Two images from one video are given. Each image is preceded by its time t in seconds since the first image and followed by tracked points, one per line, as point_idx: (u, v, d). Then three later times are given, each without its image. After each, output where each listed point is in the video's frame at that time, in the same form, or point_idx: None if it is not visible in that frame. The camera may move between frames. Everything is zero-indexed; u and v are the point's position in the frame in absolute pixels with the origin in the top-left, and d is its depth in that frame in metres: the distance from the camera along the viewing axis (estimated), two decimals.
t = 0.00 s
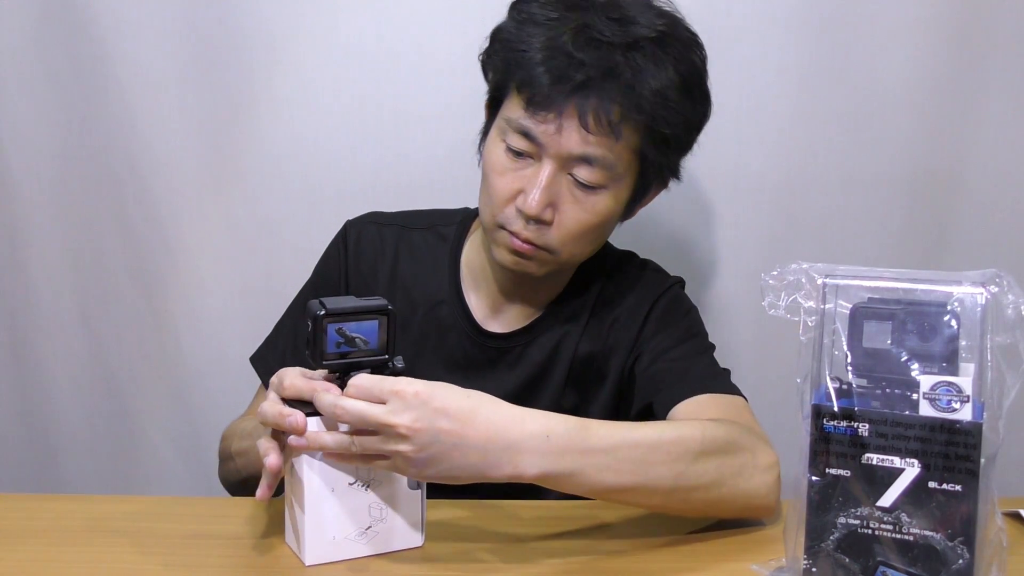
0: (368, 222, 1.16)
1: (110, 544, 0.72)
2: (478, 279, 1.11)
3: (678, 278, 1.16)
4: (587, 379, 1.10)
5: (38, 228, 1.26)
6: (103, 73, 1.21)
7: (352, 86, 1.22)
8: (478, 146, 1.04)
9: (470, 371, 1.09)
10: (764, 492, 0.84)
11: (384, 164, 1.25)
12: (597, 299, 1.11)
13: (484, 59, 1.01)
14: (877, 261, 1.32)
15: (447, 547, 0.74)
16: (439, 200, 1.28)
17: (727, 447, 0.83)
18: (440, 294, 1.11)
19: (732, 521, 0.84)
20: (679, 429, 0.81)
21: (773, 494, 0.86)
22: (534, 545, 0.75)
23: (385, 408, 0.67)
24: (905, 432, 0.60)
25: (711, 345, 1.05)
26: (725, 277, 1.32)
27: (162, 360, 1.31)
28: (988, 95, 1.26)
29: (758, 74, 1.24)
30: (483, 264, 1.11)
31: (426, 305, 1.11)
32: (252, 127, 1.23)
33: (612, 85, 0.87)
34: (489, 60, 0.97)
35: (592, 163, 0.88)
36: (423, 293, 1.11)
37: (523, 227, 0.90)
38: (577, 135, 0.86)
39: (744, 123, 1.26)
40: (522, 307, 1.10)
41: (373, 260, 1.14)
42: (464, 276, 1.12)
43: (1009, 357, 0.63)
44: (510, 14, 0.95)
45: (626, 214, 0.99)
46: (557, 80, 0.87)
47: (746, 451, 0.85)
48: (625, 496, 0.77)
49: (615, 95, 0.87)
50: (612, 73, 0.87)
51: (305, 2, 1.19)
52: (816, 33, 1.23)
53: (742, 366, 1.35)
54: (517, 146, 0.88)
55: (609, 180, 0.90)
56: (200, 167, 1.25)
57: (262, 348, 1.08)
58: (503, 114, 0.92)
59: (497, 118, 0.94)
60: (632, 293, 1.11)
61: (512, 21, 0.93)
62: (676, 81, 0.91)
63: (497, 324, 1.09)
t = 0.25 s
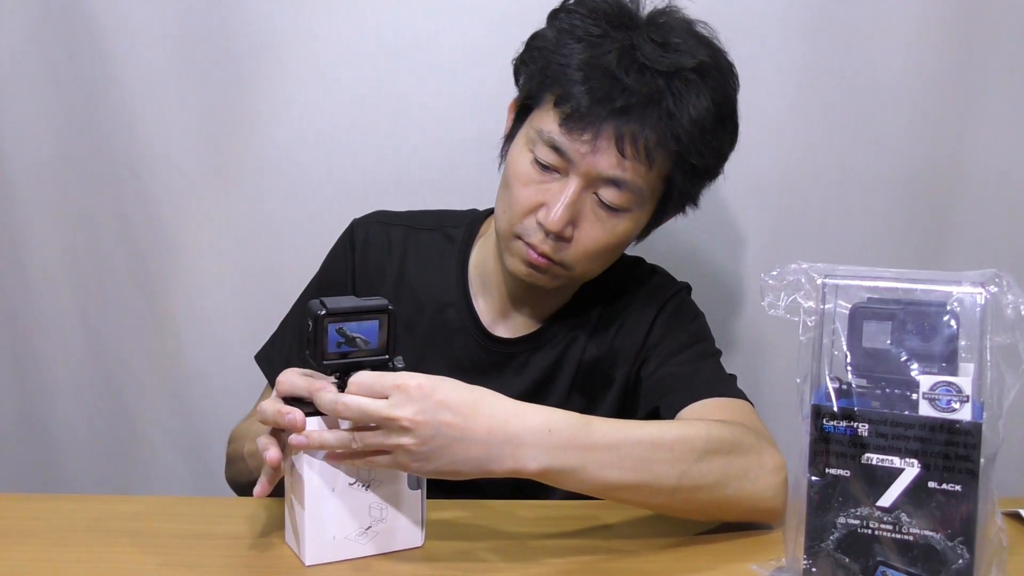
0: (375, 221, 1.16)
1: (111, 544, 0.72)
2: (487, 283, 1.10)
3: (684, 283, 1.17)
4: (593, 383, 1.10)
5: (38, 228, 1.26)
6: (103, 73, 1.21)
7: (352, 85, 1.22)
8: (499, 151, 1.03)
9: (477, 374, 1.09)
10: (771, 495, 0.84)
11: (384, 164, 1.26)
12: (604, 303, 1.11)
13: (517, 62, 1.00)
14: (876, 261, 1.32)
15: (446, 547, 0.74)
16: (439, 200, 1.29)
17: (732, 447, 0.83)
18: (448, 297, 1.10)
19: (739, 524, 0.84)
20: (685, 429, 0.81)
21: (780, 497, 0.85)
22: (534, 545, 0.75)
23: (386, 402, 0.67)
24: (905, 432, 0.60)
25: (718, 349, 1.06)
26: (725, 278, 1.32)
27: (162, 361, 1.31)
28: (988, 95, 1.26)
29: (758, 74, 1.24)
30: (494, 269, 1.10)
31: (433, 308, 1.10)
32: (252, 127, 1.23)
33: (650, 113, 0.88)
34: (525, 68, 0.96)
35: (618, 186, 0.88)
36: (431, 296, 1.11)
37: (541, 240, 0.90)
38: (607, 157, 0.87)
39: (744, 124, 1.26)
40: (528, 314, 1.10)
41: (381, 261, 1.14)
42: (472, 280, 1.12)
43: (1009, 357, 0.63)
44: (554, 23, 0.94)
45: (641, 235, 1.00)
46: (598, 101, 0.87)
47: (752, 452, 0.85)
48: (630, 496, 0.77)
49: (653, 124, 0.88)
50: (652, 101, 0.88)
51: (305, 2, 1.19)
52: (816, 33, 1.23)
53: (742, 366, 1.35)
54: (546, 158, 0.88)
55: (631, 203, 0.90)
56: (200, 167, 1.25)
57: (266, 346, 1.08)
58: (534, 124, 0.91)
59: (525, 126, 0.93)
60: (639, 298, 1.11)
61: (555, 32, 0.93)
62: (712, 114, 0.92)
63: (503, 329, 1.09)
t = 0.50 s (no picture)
0: (377, 222, 1.17)
1: (112, 544, 0.72)
2: (491, 286, 1.10)
3: (687, 288, 1.17)
4: (595, 386, 1.10)
5: (37, 227, 1.26)
6: (103, 73, 1.21)
7: (352, 84, 1.22)
8: (508, 154, 1.03)
9: (478, 377, 1.09)
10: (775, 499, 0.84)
11: (384, 164, 1.26)
12: (607, 307, 1.11)
13: (531, 66, 0.99)
14: (877, 261, 1.32)
15: (446, 546, 0.74)
16: (440, 200, 1.29)
17: (734, 452, 0.83)
18: (450, 299, 1.10)
19: (742, 529, 0.84)
20: (686, 432, 0.81)
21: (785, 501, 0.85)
22: (534, 545, 0.75)
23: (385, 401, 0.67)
24: (905, 432, 0.60)
25: (721, 354, 1.06)
26: (726, 278, 1.32)
27: (162, 360, 1.31)
28: (988, 95, 1.26)
29: (758, 74, 1.24)
30: (499, 272, 1.10)
31: (435, 310, 1.11)
32: (252, 126, 1.23)
33: (663, 128, 0.87)
34: (540, 73, 0.96)
35: (625, 199, 0.88)
36: (433, 297, 1.11)
37: (546, 249, 0.90)
38: (617, 170, 0.86)
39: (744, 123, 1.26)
40: (529, 317, 1.10)
41: (383, 261, 1.14)
42: (475, 282, 1.12)
43: (1009, 357, 0.63)
44: (570, 30, 0.94)
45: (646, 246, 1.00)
46: (612, 113, 0.86)
47: (755, 457, 0.85)
48: (631, 498, 0.77)
49: (665, 139, 0.87)
50: (666, 116, 0.87)
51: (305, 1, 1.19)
52: (816, 32, 1.23)
53: (742, 365, 1.35)
54: (554, 167, 0.88)
55: (638, 216, 0.90)
56: (200, 166, 1.25)
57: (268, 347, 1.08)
58: (544, 131, 0.91)
59: (535, 132, 0.93)
60: (641, 302, 1.11)
61: (573, 40, 0.92)
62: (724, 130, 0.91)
63: (504, 332, 1.09)
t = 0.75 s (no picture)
0: (377, 222, 1.17)
1: (112, 544, 0.72)
2: (490, 287, 1.10)
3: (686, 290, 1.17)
4: (593, 388, 1.11)
5: (37, 228, 1.26)
6: (103, 72, 1.21)
7: (352, 85, 1.22)
8: (509, 155, 1.02)
9: (477, 378, 1.09)
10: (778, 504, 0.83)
11: (384, 164, 1.25)
12: (607, 310, 1.11)
13: (532, 66, 0.99)
14: (877, 261, 1.32)
15: (446, 547, 0.74)
16: (439, 199, 1.28)
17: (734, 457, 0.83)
18: (449, 299, 1.10)
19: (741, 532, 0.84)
20: (685, 436, 0.81)
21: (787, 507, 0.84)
22: (534, 546, 0.75)
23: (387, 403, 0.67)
24: (905, 432, 0.60)
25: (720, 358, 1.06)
26: (726, 277, 1.32)
27: (162, 360, 1.31)
28: (988, 94, 1.26)
29: (758, 73, 1.24)
30: (497, 273, 1.09)
31: (434, 310, 1.11)
32: (252, 126, 1.23)
33: (664, 135, 0.87)
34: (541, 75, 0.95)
35: (624, 205, 0.88)
36: (432, 297, 1.11)
37: (546, 254, 0.90)
38: (616, 177, 0.86)
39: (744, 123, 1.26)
40: (528, 319, 1.09)
41: (382, 261, 1.14)
42: (474, 284, 1.11)
43: (1009, 357, 0.63)
44: (571, 34, 0.94)
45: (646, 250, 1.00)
46: (612, 120, 0.85)
47: (755, 461, 0.85)
48: (630, 500, 0.77)
49: (666, 147, 0.87)
50: (667, 123, 0.87)
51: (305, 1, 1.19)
52: (816, 32, 1.23)
53: (742, 365, 1.35)
54: (554, 173, 0.88)
55: (637, 222, 0.90)
56: (200, 166, 1.25)
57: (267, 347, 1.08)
58: (544, 135, 0.90)
59: (536, 135, 0.93)
60: (641, 305, 1.11)
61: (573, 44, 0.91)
62: (724, 135, 0.91)
63: (503, 333, 1.09)
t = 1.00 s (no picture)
0: (377, 222, 1.17)
1: (112, 544, 0.72)
2: (491, 287, 1.10)
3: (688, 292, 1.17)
4: (593, 389, 1.10)
5: (38, 228, 1.26)
6: (103, 72, 1.21)
7: (353, 84, 1.22)
8: (511, 155, 1.02)
9: (476, 379, 1.09)
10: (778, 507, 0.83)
11: (384, 163, 1.26)
12: (608, 311, 1.11)
13: (536, 66, 0.99)
14: (877, 260, 1.32)
15: (446, 547, 0.74)
16: (440, 199, 1.28)
17: (734, 460, 0.83)
18: (449, 299, 1.10)
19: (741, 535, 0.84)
20: (684, 439, 0.81)
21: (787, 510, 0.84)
22: (534, 546, 0.75)
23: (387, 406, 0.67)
24: (905, 432, 0.60)
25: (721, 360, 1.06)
26: (726, 278, 1.32)
27: (162, 360, 1.31)
28: (988, 95, 1.26)
29: (758, 74, 1.24)
30: (499, 273, 1.09)
31: (434, 310, 1.11)
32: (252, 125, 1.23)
33: (667, 138, 0.87)
34: (546, 76, 0.96)
35: (626, 207, 0.88)
36: (432, 297, 1.11)
37: (547, 254, 0.90)
38: (619, 178, 0.86)
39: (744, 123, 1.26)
40: (528, 319, 1.09)
41: (382, 262, 1.14)
42: (475, 284, 1.12)
43: (1009, 357, 0.63)
44: (575, 35, 0.94)
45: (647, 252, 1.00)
46: (615, 121, 0.86)
47: (755, 463, 0.85)
48: (630, 504, 0.77)
49: (668, 150, 0.87)
50: (670, 125, 0.87)
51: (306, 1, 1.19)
52: (815, 32, 1.23)
53: (741, 366, 1.35)
54: (556, 173, 0.88)
55: (639, 224, 0.90)
56: (201, 166, 1.25)
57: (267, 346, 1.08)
58: (547, 136, 0.91)
59: (539, 136, 0.93)
60: (642, 306, 1.11)
61: (577, 45, 0.92)
62: (726, 139, 0.91)
63: (504, 333, 1.09)
